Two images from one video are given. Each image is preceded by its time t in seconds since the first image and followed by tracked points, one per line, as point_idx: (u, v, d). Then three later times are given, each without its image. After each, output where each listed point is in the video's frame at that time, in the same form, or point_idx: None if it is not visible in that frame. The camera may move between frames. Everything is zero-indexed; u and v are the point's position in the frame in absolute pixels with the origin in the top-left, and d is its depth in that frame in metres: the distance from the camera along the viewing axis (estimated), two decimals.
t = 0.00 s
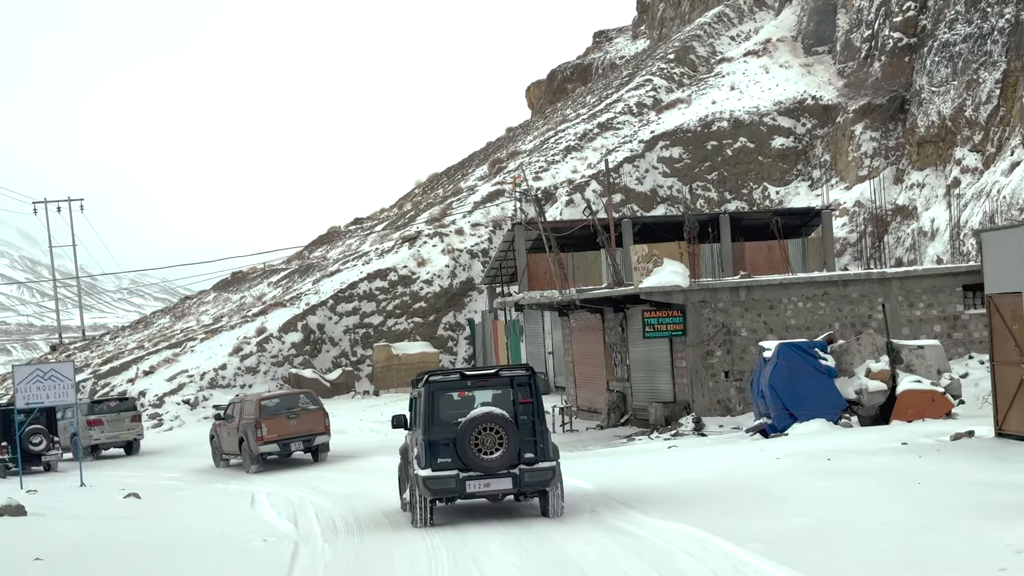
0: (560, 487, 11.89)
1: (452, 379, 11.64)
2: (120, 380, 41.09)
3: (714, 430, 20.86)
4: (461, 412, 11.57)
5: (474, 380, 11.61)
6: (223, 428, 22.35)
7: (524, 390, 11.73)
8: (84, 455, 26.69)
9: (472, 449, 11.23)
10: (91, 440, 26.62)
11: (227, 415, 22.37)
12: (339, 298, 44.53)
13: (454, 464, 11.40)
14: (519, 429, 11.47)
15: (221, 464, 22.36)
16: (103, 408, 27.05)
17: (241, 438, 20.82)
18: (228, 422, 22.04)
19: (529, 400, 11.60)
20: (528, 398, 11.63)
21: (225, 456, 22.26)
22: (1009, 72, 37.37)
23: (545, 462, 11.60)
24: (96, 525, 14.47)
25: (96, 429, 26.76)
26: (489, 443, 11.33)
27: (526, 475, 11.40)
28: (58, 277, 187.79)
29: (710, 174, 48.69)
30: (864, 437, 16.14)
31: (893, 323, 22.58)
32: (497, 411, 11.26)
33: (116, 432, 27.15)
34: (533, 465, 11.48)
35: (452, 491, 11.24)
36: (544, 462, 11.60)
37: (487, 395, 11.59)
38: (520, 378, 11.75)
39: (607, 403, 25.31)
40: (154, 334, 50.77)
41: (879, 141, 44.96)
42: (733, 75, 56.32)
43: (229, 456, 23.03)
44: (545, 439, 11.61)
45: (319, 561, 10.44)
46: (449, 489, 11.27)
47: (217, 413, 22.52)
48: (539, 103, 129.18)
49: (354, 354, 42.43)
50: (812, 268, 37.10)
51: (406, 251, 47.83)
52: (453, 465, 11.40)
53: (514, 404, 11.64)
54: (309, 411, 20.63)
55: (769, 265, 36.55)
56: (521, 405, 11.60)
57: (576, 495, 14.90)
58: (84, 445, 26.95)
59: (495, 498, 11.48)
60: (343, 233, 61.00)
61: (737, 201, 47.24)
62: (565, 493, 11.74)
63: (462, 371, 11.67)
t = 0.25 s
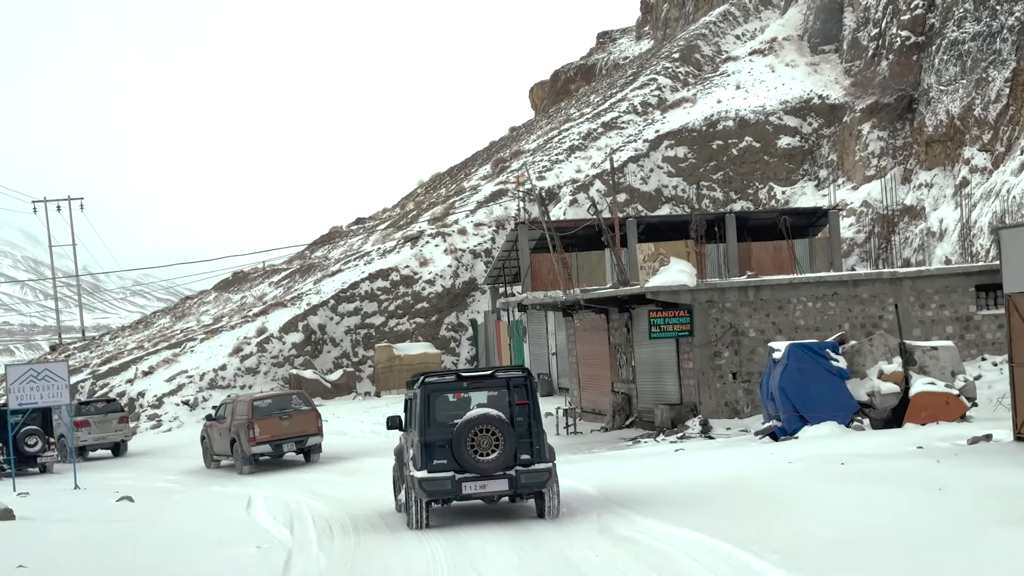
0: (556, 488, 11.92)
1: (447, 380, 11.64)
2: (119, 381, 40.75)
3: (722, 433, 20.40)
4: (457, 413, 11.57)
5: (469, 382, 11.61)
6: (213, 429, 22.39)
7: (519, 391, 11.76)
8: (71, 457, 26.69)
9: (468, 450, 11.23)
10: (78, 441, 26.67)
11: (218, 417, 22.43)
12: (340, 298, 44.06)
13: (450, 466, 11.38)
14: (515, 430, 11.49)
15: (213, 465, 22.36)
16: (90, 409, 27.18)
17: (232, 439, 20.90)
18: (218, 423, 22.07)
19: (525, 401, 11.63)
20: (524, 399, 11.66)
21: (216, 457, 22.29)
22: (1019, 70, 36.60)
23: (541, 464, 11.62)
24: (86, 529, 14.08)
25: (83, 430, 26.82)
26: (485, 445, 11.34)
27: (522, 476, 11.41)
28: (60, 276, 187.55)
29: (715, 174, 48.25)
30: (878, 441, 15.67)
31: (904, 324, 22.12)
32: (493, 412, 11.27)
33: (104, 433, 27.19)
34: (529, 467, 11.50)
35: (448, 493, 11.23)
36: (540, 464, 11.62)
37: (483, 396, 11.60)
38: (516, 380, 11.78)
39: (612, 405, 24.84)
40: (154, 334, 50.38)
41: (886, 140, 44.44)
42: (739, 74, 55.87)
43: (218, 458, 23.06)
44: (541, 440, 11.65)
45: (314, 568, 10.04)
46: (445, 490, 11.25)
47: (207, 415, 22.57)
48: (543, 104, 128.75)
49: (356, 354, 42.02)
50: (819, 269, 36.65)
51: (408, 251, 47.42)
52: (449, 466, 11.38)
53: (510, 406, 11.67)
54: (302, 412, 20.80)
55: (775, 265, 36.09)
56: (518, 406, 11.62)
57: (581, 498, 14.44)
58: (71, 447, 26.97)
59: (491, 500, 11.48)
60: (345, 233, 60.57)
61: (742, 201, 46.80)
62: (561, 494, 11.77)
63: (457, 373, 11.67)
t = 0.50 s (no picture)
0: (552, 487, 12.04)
1: (442, 381, 11.76)
2: (118, 381, 40.39)
3: (729, 435, 19.98)
4: (452, 414, 11.69)
5: (464, 382, 11.71)
6: (204, 430, 22.48)
7: (515, 392, 11.85)
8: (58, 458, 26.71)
9: (463, 451, 11.36)
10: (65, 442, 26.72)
11: (208, 418, 22.52)
12: (342, 298, 43.63)
13: (445, 466, 11.54)
14: (510, 431, 11.60)
15: (202, 465, 22.44)
16: (77, 410, 27.29)
17: (224, 440, 21.01)
18: (209, 424, 22.15)
19: (520, 402, 11.73)
20: (519, 400, 11.76)
21: (206, 458, 22.36)
22: None
23: (536, 464, 11.74)
24: (76, 532, 13.73)
25: (70, 430, 26.88)
26: (480, 446, 11.47)
27: (517, 477, 11.54)
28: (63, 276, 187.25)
29: (721, 174, 47.81)
30: (891, 445, 15.26)
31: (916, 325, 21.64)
32: (488, 413, 11.39)
33: (91, 433, 27.24)
34: (524, 468, 11.62)
35: (443, 494, 11.38)
36: (535, 464, 11.74)
37: (479, 397, 11.70)
38: (511, 380, 11.87)
39: (617, 407, 24.41)
40: (154, 334, 50.03)
41: (894, 140, 43.88)
42: (745, 74, 55.45)
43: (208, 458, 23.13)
44: (536, 441, 11.76)
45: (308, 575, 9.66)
46: (440, 491, 11.40)
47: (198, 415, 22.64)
48: (546, 105, 128.28)
49: (357, 355, 41.63)
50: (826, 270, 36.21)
51: (410, 251, 47.01)
52: (444, 466, 11.54)
53: (505, 406, 11.76)
54: (294, 413, 20.93)
55: (782, 265, 35.63)
56: (512, 407, 11.72)
57: (584, 502, 14.09)
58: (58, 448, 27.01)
59: (486, 500, 11.63)
60: (347, 233, 60.15)
61: (748, 201, 46.35)
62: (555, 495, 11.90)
63: (453, 374, 11.78)
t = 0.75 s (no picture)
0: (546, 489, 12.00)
1: (437, 382, 11.73)
2: (116, 380, 40.04)
3: (736, 438, 19.53)
4: (447, 414, 11.64)
5: (459, 383, 11.70)
6: (194, 429, 22.52)
7: (510, 393, 11.84)
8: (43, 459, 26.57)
9: (458, 452, 11.29)
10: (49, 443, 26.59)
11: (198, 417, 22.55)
12: (343, 297, 43.22)
13: (440, 468, 11.46)
14: (505, 432, 11.57)
15: (191, 465, 22.48)
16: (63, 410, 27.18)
17: (214, 440, 21.08)
18: (199, 423, 22.19)
19: (515, 403, 11.71)
20: (514, 401, 11.75)
21: (195, 458, 22.39)
22: None
23: (531, 465, 11.70)
24: (63, 535, 13.36)
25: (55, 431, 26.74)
26: (474, 446, 11.41)
27: (512, 478, 11.48)
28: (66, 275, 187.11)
29: (726, 174, 47.37)
30: (906, 449, 14.78)
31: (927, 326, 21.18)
32: (483, 413, 11.35)
33: (77, 434, 27.10)
34: (519, 469, 11.58)
35: (438, 495, 11.29)
36: (530, 465, 11.70)
37: (473, 398, 11.67)
38: (506, 381, 11.85)
39: (621, 409, 23.92)
40: (154, 332, 49.68)
41: (902, 140, 43.35)
42: (750, 73, 55.01)
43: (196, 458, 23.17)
44: (532, 441, 11.73)
45: None
46: (435, 492, 11.31)
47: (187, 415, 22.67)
48: (550, 106, 127.82)
49: (358, 355, 41.25)
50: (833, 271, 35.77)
51: (412, 250, 46.60)
52: (439, 468, 11.46)
53: (500, 407, 11.75)
54: (284, 414, 21.01)
55: (788, 266, 35.17)
56: (507, 408, 11.71)
57: (588, 506, 13.63)
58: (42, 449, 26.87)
59: (481, 501, 11.55)
60: (349, 232, 59.76)
61: (753, 201, 45.91)
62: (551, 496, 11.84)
63: (447, 374, 11.77)
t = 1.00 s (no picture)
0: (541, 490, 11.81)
1: (431, 381, 11.53)
2: (114, 379, 39.66)
3: (744, 441, 19.08)
4: (441, 414, 11.45)
5: (453, 383, 11.50)
6: (182, 429, 22.53)
7: (504, 393, 11.65)
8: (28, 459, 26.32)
9: (452, 452, 11.11)
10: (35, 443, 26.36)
11: (187, 417, 22.61)
12: (343, 296, 42.81)
13: (434, 468, 11.27)
14: (499, 432, 11.37)
15: (180, 465, 22.47)
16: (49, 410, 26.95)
17: (204, 439, 21.13)
18: (188, 423, 22.21)
19: (510, 402, 11.52)
20: (509, 401, 11.54)
21: (183, 457, 22.43)
22: None
23: (525, 466, 11.52)
24: (50, 538, 12.96)
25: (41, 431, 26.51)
26: (469, 447, 11.22)
27: (506, 479, 11.30)
28: (69, 273, 186.93)
29: (731, 174, 46.90)
30: (922, 453, 14.26)
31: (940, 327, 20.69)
32: (478, 413, 11.16)
33: (62, 434, 26.87)
34: (514, 469, 11.40)
35: (432, 496, 11.11)
36: (525, 465, 11.52)
37: (467, 398, 11.48)
38: (501, 381, 11.65)
39: (626, 410, 23.43)
40: (154, 331, 49.32)
41: (909, 140, 42.80)
42: (756, 72, 54.56)
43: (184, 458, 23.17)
44: (526, 442, 11.55)
45: None
46: (428, 493, 11.12)
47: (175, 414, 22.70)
48: (554, 106, 127.36)
49: (358, 354, 40.84)
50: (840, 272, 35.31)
51: (414, 248, 46.19)
52: (432, 468, 11.28)
53: (494, 407, 11.55)
54: (275, 413, 21.12)
55: (794, 266, 34.69)
56: (502, 408, 11.51)
57: (592, 511, 13.14)
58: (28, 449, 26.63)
59: (475, 502, 11.37)
60: (350, 231, 59.32)
61: (759, 201, 45.44)
62: (545, 496, 11.67)
63: (441, 374, 11.57)
